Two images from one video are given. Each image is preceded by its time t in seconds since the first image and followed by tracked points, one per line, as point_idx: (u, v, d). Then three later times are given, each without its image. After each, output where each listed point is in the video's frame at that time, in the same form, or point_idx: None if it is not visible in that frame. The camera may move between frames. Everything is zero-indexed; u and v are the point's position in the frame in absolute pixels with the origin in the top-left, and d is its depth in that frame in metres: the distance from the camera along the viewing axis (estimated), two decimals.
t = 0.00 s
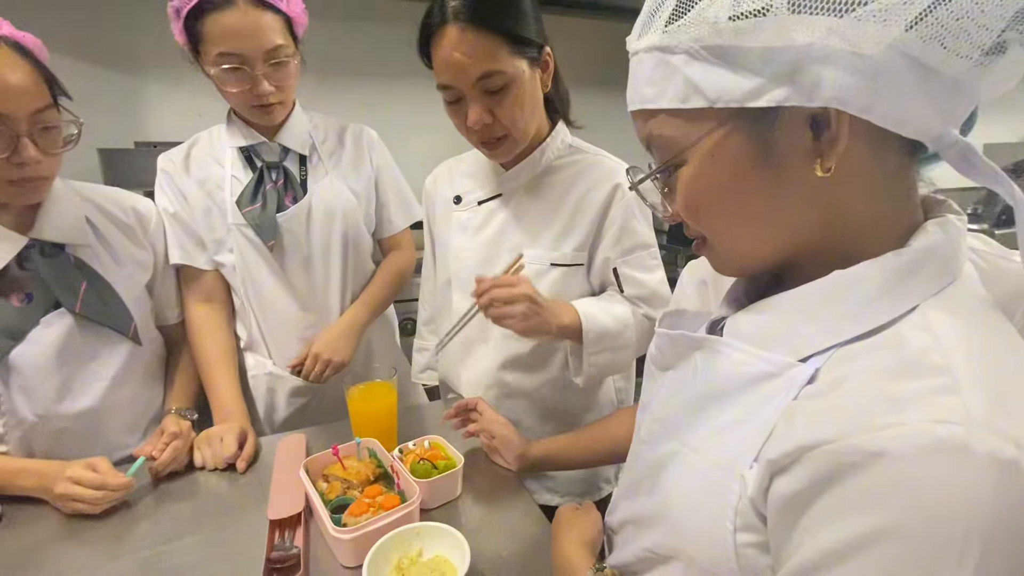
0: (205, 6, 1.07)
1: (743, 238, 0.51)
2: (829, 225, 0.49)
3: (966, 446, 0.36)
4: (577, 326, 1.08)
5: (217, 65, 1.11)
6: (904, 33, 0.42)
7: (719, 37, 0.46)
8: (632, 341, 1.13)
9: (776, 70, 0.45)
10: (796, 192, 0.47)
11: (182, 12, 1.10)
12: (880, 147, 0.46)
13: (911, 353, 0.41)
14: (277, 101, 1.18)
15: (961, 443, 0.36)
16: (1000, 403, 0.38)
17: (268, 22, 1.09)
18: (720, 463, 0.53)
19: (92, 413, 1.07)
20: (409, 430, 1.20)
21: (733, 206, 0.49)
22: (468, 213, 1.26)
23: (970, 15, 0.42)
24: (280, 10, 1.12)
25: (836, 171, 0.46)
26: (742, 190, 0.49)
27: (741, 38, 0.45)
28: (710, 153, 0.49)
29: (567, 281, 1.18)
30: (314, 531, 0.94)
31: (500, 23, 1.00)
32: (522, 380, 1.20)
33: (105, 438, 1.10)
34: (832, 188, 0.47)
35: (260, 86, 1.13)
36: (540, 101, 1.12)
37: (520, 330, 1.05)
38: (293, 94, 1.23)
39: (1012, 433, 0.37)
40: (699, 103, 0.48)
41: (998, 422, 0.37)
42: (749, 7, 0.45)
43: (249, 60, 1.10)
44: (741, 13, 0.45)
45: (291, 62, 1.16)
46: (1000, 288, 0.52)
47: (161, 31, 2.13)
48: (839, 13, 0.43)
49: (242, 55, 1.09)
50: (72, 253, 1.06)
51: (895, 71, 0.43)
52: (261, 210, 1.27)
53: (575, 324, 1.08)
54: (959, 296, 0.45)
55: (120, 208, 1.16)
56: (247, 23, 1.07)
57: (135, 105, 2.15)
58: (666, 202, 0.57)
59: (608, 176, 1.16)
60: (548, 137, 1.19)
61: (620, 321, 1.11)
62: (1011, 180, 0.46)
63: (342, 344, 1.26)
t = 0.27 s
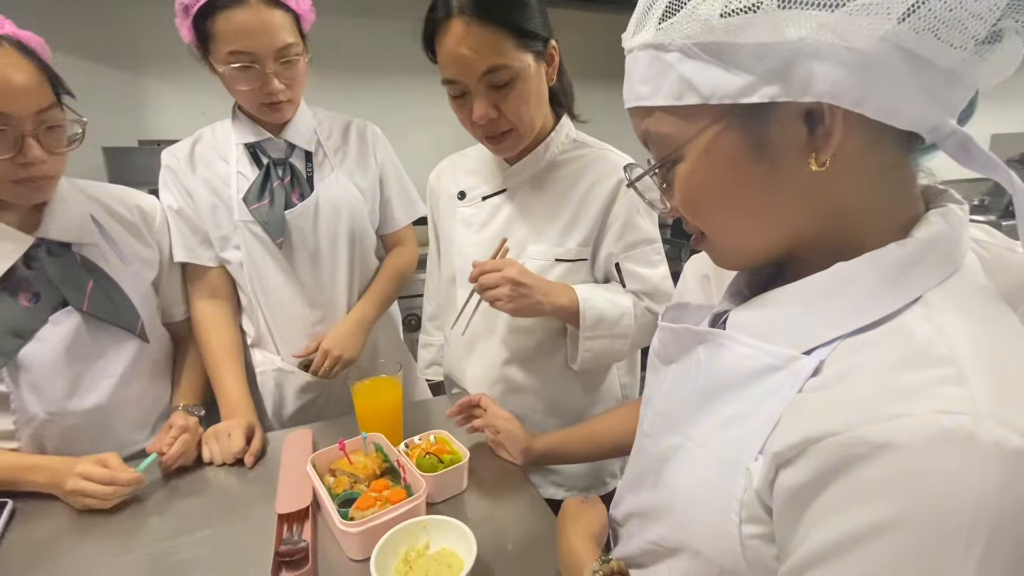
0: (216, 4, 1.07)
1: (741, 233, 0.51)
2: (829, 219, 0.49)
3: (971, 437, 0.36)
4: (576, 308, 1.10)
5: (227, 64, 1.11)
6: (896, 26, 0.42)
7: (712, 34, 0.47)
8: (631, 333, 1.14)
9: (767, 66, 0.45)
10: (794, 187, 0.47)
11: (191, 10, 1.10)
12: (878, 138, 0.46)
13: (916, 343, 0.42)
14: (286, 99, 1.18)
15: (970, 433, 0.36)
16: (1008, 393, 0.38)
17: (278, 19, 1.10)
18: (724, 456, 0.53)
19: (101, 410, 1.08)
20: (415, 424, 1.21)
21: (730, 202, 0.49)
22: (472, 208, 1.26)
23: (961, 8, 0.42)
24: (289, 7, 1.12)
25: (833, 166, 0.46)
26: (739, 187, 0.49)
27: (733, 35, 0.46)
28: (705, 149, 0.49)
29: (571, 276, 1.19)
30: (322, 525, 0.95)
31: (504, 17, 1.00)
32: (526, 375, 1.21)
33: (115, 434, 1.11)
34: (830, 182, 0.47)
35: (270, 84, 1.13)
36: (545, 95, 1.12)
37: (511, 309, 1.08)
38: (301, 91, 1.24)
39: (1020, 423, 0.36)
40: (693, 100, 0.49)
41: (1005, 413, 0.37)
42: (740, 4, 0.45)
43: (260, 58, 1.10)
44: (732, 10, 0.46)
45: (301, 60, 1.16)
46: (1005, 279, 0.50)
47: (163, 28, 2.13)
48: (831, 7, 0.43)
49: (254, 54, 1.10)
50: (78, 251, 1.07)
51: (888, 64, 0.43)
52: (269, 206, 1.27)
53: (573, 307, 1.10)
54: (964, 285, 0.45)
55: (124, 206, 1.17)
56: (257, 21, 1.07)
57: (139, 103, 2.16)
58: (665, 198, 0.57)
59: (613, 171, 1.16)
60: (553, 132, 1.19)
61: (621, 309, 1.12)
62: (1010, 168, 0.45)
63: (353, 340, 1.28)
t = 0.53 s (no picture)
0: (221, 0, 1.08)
1: (738, 227, 0.51)
2: (826, 212, 0.49)
3: (967, 425, 0.36)
4: (580, 301, 1.10)
5: (233, 61, 1.12)
6: (885, 18, 0.42)
7: (704, 32, 0.47)
8: (635, 327, 1.15)
9: (758, 62, 0.45)
10: (789, 181, 0.47)
11: (196, 8, 1.11)
12: (871, 130, 0.46)
13: (915, 333, 0.42)
14: (292, 95, 1.18)
15: (966, 421, 0.36)
16: (1005, 381, 0.38)
17: (282, 15, 1.10)
18: (725, 447, 0.54)
19: (110, 407, 1.09)
20: (420, 418, 1.22)
21: (726, 197, 0.50)
22: (476, 203, 1.27)
23: None
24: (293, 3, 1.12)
25: (827, 158, 0.46)
26: (735, 181, 0.49)
27: (725, 32, 0.46)
28: (701, 145, 0.49)
29: (574, 270, 1.19)
30: (330, 518, 0.96)
31: (506, 11, 1.00)
32: (529, 369, 1.21)
33: (124, 431, 1.13)
34: (824, 175, 0.47)
35: (276, 80, 1.13)
36: (547, 88, 1.13)
37: (515, 305, 1.09)
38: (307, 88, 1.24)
39: (1017, 410, 0.37)
40: (688, 97, 0.49)
41: (1001, 400, 0.37)
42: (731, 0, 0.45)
43: (266, 54, 1.11)
44: (722, 7, 0.46)
45: (306, 57, 1.17)
46: (1007, 268, 0.50)
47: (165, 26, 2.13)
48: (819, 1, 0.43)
49: (259, 50, 1.10)
50: (85, 250, 1.08)
51: (878, 57, 0.43)
52: (273, 205, 1.28)
53: (578, 300, 1.10)
54: (964, 273, 0.45)
55: (129, 204, 1.18)
56: (261, 17, 1.08)
57: (143, 102, 2.17)
58: (665, 194, 0.57)
59: (616, 165, 1.16)
60: (555, 126, 1.19)
61: (625, 302, 1.13)
62: (1006, 156, 0.46)
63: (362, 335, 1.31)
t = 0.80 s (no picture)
0: None
1: (738, 219, 0.51)
2: (824, 202, 0.49)
3: (963, 414, 0.36)
4: (584, 293, 1.11)
5: (238, 55, 1.12)
6: (879, 7, 0.42)
7: (700, 25, 0.47)
8: (638, 319, 1.15)
9: (753, 54, 0.45)
10: (787, 172, 0.48)
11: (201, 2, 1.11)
12: (868, 119, 0.46)
13: (913, 323, 0.42)
14: (298, 91, 1.19)
15: (963, 410, 0.36)
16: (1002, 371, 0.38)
17: (289, 9, 1.10)
18: (726, 437, 0.54)
19: (119, 402, 1.10)
20: (425, 411, 1.23)
21: (725, 189, 0.50)
22: (479, 196, 1.27)
23: None
24: None
25: (824, 149, 0.46)
26: (733, 173, 0.49)
27: (719, 25, 0.46)
28: (699, 137, 0.49)
29: (578, 262, 1.19)
30: (336, 510, 0.97)
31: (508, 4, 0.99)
32: (533, 361, 1.22)
33: (133, 425, 1.14)
34: (822, 165, 0.47)
35: (282, 75, 1.14)
36: (549, 80, 1.12)
37: (518, 299, 1.09)
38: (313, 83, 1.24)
39: (1013, 399, 0.37)
40: (686, 90, 0.49)
41: (998, 390, 0.37)
42: None
43: (272, 49, 1.11)
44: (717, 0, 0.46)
45: (312, 51, 1.17)
46: (1008, 255, 0.50)
47: (168, 22, 2.14)
48: None
49: (265, 45, 1.11)
50: (91, 248, 1.09)
51: (873, 46, 0.43)
52: (278, 202, 1.28)
53: (581, 293, 1.11)
54: (964, 263, 0.46)
55: (133, 200, 1.20)
56: (267, 12, 1.08)
57: (147, 98, 2.17)
58: (667, 187, 0.58)
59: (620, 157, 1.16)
60: (557, 119, 1.19)
61: (629, 295, 1.13)
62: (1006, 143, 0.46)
63: (370, 329, 1.34)
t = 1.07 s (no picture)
0: None
1: (734, 208, 0.50)
2: (822, 188, 0.47)
3: (973, 408, 0.35)
4: (580, 285, 1.09)
5: (225, 43, 1.10)
6: None
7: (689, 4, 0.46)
8: (634, 310, 1.13)
9: (745, 34, 0.44)
10: (783, 157, 0.46)
11: None
12: (867, 99, 0.44)
13: (918, 313, 0.41)
14: (287, 79, 1.17)
15: (971, 403, 0.35)
16: (1011, 362, 0.37)
17: None
18: (723, 432, 0.53)
19: (107, 400, 1.08)
20: (420, 405, 1.21)
21: (719, 176, 0.48)
22: (473, 186, 1.25)
23: None
24: None
25: (821, 132, 0.44)
26: (728, 160, 0.47)
27: (709, 5, 0.45)
28: (691, 123, 0.48)
29: (574, 254, 1.17)
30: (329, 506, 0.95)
31: None
32: (529, 354, 1.21)
33: (122, 423, 1.12)
34: (819, 149, 0.45)
35: (271, 64, 1.12)
36: (543, 66, 1.10)
37: (513, 293, 1.07)
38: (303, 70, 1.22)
39: None
40: (676, 73, 0.47)
41: (1009, 381, 0.36)
42: None
43: (260, 36, 1.09)
44: None
45: (302, 38, 1.14)
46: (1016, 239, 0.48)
47: (155, 13, 2.09)
48: None
49: (252, 33, 1.08)
50: (76, 242, 1.06)
51: (870, 23, 0.41)
52: (267, 195, 1.25)
53: (577, 284, 1.08)
54: (971, 249, 0.44)
55: (118, 192, 1.18)
56: None
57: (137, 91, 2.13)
58: (662, 176, 0.56)
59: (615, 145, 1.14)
60: (551, 107, 1.17)
61: (625, 286, 1.11)
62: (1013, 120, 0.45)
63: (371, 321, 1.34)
